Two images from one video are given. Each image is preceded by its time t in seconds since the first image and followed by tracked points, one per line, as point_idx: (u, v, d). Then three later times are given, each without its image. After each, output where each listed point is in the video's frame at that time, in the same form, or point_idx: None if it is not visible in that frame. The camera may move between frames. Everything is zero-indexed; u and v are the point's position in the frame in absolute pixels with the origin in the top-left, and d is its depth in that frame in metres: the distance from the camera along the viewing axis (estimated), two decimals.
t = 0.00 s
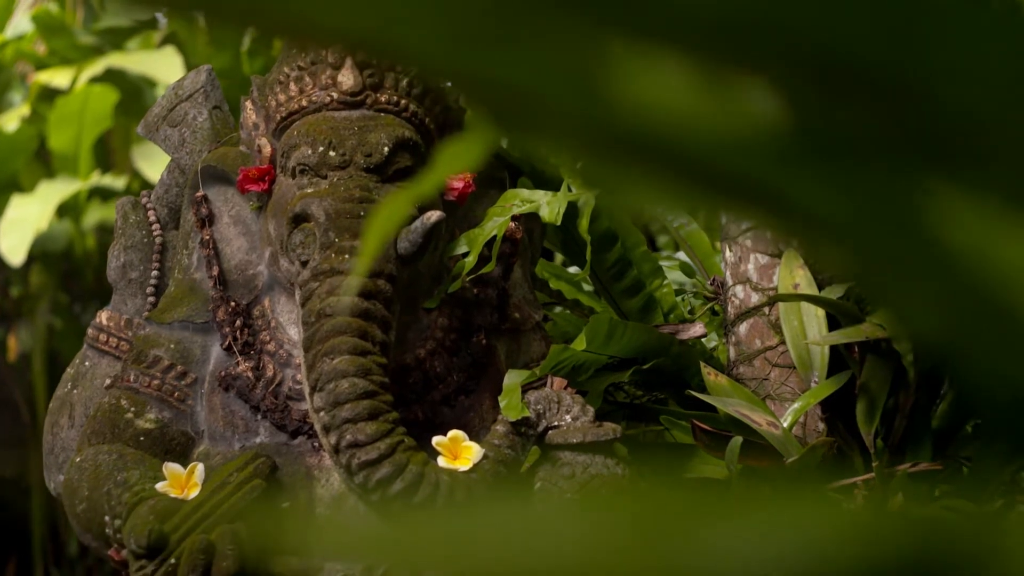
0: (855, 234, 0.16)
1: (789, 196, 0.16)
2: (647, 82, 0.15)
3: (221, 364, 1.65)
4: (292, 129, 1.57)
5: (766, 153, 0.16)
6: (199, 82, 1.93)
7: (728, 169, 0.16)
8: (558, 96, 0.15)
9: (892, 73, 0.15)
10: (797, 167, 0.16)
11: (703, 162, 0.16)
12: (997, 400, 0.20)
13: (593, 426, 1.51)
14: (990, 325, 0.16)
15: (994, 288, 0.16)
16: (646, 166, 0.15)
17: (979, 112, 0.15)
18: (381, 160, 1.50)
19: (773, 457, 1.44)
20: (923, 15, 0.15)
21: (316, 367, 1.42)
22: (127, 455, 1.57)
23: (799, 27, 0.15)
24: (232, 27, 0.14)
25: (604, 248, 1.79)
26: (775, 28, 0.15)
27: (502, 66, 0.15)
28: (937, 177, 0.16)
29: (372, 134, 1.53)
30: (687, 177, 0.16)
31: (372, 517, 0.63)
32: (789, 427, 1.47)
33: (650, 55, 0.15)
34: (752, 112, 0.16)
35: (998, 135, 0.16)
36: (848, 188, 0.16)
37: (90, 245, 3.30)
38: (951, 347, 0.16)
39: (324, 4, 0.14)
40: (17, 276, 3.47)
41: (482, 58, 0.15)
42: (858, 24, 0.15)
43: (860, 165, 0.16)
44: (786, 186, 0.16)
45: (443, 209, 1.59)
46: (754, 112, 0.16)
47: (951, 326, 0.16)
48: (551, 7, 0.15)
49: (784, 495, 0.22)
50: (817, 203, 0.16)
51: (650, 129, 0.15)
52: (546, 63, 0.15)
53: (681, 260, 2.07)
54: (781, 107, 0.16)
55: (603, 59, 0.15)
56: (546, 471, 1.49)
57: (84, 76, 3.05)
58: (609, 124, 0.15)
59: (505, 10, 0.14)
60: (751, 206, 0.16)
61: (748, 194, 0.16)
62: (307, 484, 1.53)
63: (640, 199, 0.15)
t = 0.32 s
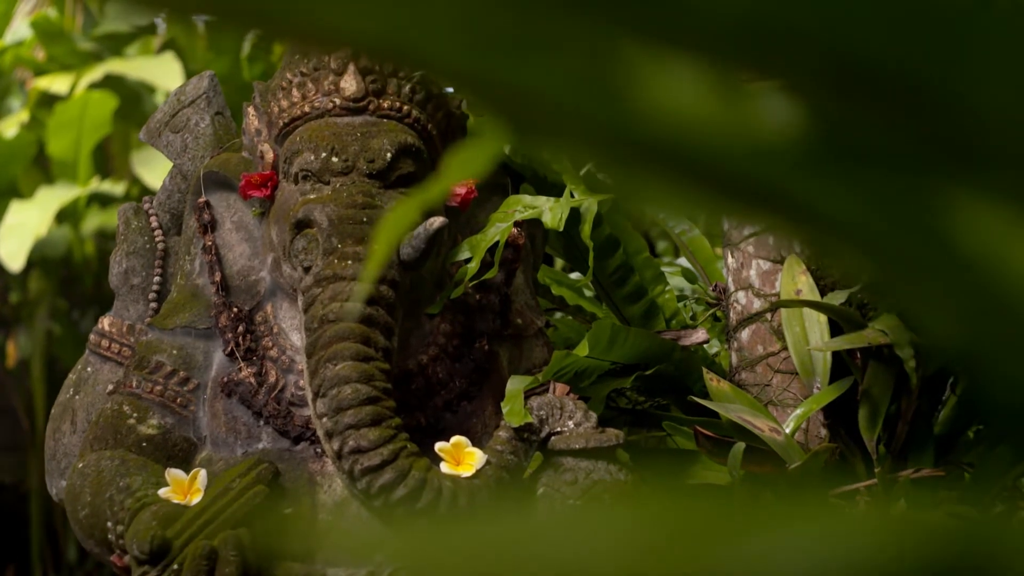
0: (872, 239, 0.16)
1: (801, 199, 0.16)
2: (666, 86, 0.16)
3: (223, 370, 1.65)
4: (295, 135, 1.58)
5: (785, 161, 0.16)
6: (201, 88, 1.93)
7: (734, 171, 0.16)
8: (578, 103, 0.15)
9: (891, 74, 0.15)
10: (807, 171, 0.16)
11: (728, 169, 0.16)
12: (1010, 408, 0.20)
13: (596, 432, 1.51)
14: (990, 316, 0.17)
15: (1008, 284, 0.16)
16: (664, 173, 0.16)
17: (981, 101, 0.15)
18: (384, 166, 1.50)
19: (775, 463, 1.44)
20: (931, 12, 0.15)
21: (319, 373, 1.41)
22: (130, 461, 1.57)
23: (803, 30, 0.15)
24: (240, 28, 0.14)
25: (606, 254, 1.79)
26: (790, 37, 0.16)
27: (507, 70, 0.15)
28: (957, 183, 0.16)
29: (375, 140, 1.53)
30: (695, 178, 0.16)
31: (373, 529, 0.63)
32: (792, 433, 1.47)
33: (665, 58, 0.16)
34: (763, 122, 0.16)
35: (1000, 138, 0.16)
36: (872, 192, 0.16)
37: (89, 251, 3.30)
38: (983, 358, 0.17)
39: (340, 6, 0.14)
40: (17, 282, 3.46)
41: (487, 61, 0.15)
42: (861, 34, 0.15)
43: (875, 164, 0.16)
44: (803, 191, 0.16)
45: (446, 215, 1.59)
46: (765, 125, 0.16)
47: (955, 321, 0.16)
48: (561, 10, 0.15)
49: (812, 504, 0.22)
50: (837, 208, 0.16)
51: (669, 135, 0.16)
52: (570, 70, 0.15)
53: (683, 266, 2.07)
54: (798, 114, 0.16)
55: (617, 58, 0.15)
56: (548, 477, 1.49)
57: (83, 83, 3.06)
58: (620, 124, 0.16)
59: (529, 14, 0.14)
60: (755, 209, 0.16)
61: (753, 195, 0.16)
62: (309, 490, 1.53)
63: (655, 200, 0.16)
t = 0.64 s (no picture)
0: (883, 240, 0.16)
1: (817, 201, 0.16)
2: (675, 89, 0.16)
3: (223, 372, 1.65)
4: (295, 136, 1.58)
5: (803, 163, 0.16)
6: (202, 90, 1.93)
7: (747, 171, 0.16)
8: (592, 101, 0.15)
9: (893, 71, 0.16)
10: (831, 178, 0.16)
11: (744, 168, 0.16)
12: None
13: (596, 434, 1.51)
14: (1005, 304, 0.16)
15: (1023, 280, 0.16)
16: (684, 175, 0.16)
17: (983, 96, 0.15)
18: (384, 168, 1.50)
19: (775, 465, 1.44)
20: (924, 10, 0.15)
21: (320, 375, 1.41)
22: (130, 462, 1.57)
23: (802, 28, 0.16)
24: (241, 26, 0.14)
25: (605, 256, 1.80)
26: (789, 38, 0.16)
27: (513, 71, 0.15)
28: (968, 185, 0.16)
29: (375, 142, 1.53)
30: (710, 179, 0.16)
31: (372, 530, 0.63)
32: (791, 435, 1.47)
33: (674, 59, 0.16)
34: (774, 123, 0.16)
35: (1007, 138, 0.16)
36: (883, 193, 0.16)
37: (86, 253, 3.30)
38: (998, 354, 0.17)
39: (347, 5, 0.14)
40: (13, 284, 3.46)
41: (491, 58, 0.15)
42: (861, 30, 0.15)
43: (875, 163, 0.16)
44: (821, 194, 0.16)
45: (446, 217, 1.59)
46: (781, 128, 0.16)
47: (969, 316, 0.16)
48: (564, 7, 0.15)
49: (820, 504, 0.21)
50: (859, 215, 0.16)
51: (685, 137, 0.16)
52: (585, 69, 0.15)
53: (682, 268, 2.07)
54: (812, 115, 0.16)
55: (626, 58, 0.16)
56: (548, 478, 1.49)
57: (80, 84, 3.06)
58: (628, 123, 0.16)
59: (537, 15, 0.15)
60: (777, 212, 0.17)
61: (774, 201, 0.16)
62: (309, 492, 1.52)
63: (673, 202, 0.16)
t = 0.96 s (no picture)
0: (905, 244, 0.16)
1: (844, 199, 0.16)
2: (686, 83, 0.16)
3: (225, 373, 1.65)
4: (296, 137, 1.58)
5: (822, 162, 0.16)
6: (203, 90, 1.93)
7: (760, 166, 0.16)
8: (609, 99, 0.15)
9: (917, 72, 0.15)
10: (845, 175, 0.16)
11: (759, 164, 0.16)
12: None
13: (598, 434, 1.51)
14: (1018, 306, 0.16)
15: None
16: (699, 175, 0.16)
17: (990, 92, 0.15)
18: (386, 169, 1.50)
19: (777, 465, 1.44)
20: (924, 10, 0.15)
21: (321, 375, 1.41)
22: (132, 463, 1.57)
23: (785, 26, 0.15)
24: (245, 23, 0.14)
25: (607, 257, 1.80)
26: (792, 39, 0.15)
27: (530, 68, 0.15)
28: (988, 189, 0.15)
29: (377, 143, 1.53)
30: (732, 181, 0.16)
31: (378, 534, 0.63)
32: (792, 435, 1.47)
33: (685, 56, 0.15)
34: (783, 124, 0.16)
35: (1001, 140, 0.15)
36: (901, 194, 0.15)
37: (84, 254, 3.30)
38: (1007, 361, 0.16)
39: (349, 7, 0.14)
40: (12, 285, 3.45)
41: (511, 55, 0.15)
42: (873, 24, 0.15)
43: (885, 163, 0.15)
44: (840, 190, 0.16)
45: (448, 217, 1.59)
46: (789, 128, 0.16)
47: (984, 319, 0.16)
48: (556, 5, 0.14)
49: (833, 503, 0.21)
50: (883, 213, 0.16)
51: (700, 137, 0.16)
52: (590, 68, 0.15)
53: (684, 269, 2.07)
54: (821, 117, 0.16)
55: (643, 60, 0.15)
56: (550, 479, 1.49)
57: (77, 86, 3.05)
58: (636, 122, 0.15)
59: (546, 16, 0.14)
60: (797, 214, 0.16)
61: (791, 201, 0.16)
62: (311, 491, 1.52)
63: (697, 206, 0.16)
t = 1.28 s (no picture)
0: (919, 242, 0.16)
1: (860, 201, 0.16)
2: (700, 76, 0.16)
3: (227, 374, 1.65)
4: (297, 138, 1.57)
5: (848, 162, 0.16)
6: (203, 91, 1.93)
7: (776, 166, 0.16)
8: (621, 96, 0.15)
9: (920, 74, 0.15)
10: (867, 174, 0.16)
11: (774, 164, 0.16)
12: None
13: (600, 435, 1.51)
14: None
15: None
16: (715, 173, 0.16)
17: (1009, 91, 0.15)
18: (387, 170, 1.50)
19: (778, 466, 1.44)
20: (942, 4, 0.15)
21: (323, 376, 1.41)
22: (133, 465, 1.57)
23: (786, 27, 0.15)
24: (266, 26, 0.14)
25: (607, 258, 1.80)
26: (806, 38, 0.15)
27: (546, 65, 0.15)
28: (1004, 185, 0.15)
29: (378, 144, 1.53)
30: (751, 180, 0.16)
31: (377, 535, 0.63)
32: (794, 436, 1.47)
33: (698, 55, 0.15)
34: (795, 121, 0.16)
35: (1000, 141, 0.15)
36: (915, 188, 0.15)
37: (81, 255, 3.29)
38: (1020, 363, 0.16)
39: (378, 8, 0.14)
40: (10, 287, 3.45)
41: (535, 50, 0.15)
42: (895, 15, 0.15)
43: (908, 162, 0.15)
44: (859, 190, 0.16)
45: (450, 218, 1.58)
46: (802, 124, 0.16)
47: (1000, 322, 0.15)
48: (558, 5, 0.14)
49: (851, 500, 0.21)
50: (901, 211, 0.15)
51: (705, 131, 0.16)
52: (591, 67, 0.15)
53: (686, 269, 2.09)
54: (834, 117, 0.16)
55: (659, 55, 0.15)
56: (552, 480, 1.49)
57: (74, 88, 3.05)
58: (649, 122, 0.16)
59: (571, 12, 0.14)
60: (801, 209, 0.16)
61: (804, 197, 0.16)
62: (313, 492, 1.51)
63: (705, 202, 0.16)
